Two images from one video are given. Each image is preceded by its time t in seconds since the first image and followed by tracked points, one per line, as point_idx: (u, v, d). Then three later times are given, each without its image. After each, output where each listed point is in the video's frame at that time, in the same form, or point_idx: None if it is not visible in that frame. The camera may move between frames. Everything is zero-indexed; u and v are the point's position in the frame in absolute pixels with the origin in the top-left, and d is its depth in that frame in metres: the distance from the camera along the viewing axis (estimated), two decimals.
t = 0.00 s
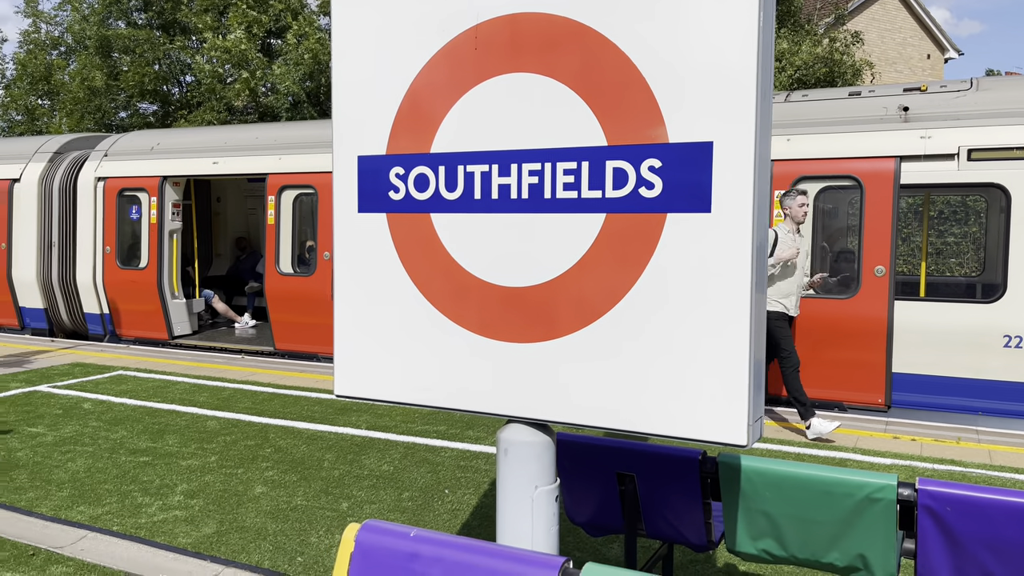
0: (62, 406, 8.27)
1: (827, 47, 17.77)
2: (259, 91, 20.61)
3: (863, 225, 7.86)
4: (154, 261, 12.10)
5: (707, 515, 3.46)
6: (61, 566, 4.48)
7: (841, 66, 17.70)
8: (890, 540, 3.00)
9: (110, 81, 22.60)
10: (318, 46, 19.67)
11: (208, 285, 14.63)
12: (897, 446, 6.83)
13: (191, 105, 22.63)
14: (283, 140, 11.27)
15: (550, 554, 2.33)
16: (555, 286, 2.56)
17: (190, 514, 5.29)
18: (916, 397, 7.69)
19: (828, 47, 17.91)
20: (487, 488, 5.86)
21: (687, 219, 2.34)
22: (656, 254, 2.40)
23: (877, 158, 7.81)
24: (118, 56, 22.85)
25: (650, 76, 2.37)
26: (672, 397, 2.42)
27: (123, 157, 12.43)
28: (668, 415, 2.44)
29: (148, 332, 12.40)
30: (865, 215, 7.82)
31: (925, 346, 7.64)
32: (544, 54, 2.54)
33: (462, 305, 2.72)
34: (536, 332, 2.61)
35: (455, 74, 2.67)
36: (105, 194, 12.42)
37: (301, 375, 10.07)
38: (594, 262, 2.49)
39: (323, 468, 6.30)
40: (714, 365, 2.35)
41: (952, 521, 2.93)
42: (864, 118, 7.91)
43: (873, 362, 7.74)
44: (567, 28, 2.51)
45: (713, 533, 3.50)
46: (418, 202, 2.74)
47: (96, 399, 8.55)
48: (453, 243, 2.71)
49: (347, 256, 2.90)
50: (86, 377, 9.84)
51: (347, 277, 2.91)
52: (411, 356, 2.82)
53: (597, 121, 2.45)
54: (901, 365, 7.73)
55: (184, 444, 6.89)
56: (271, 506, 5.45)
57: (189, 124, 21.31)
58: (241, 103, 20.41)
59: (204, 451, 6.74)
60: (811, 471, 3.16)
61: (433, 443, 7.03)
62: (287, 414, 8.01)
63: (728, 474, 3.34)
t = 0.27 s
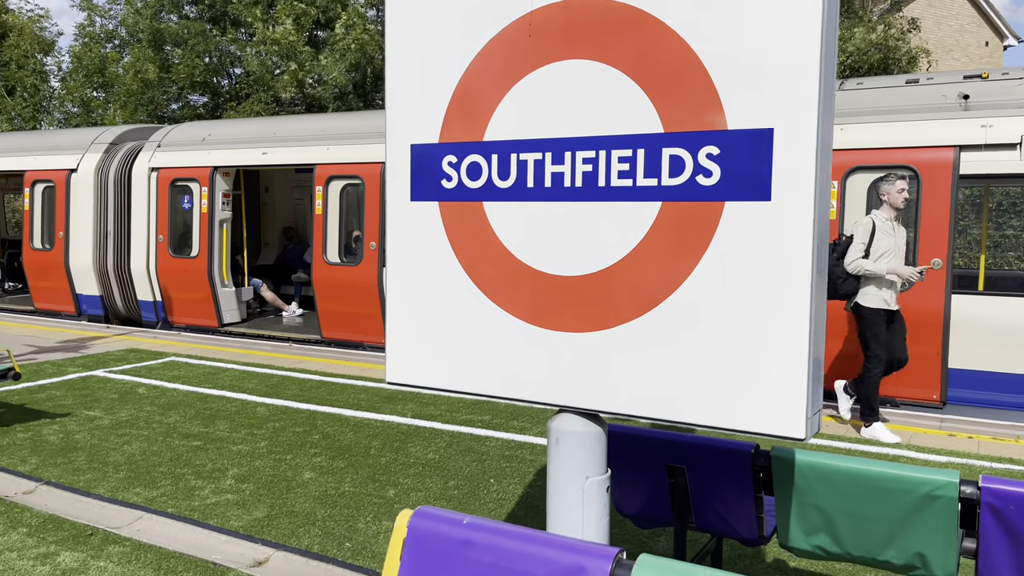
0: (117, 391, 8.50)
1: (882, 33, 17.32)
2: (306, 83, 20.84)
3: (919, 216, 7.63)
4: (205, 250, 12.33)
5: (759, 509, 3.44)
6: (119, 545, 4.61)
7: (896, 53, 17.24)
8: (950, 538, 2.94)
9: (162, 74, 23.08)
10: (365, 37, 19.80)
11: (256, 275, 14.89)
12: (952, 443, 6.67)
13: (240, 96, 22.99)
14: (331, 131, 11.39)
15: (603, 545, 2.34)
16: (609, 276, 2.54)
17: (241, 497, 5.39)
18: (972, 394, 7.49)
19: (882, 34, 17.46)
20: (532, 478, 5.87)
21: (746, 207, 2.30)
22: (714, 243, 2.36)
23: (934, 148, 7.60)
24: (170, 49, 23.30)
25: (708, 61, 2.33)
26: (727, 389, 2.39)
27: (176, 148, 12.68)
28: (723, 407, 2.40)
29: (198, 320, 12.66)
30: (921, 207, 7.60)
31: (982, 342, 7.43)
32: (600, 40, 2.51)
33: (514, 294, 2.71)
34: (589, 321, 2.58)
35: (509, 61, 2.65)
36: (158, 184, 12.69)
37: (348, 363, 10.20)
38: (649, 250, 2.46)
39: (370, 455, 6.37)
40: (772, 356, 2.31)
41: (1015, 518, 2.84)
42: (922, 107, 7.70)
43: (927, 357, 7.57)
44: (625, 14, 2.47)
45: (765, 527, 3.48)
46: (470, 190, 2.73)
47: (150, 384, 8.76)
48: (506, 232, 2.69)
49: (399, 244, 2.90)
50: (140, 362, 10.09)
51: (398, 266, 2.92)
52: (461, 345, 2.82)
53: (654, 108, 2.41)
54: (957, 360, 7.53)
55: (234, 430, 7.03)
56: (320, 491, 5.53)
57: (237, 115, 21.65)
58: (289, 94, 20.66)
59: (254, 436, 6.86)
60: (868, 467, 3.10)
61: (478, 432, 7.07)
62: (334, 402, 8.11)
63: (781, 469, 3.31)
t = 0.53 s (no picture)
0: (181, 374, 8.73)
1: (954, 17, 16.68)
2: (364, 72, 21.03)
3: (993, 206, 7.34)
4: (264, 238, 12.55)
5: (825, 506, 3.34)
6: (184, 524, 4.73)
7: (970, 38, 16.60)
8: None
9: (224, 65, 23.56)
10: (422, 27, 19.87)
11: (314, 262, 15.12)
12: None
13: (299, 86, 23.32)
14: (388, 120, 11.46)
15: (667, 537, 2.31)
16: (675, 264, 2.48)
17: (300, 481, 5.48)
18: None
19: (954, 17, 16.82)
20: (587, 469, 5.83)
21: (821, 194, 2.22)
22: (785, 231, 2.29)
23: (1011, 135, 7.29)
24: (232, 40, 23.76)
25: (782, 43, 2.26)
26: (798, 382, 2.32)
27: (238, 137, 12.92)
28: (793, 400, 2.34)
29: (258, 306, 12.93)
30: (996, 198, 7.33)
31: None
32: (669, 22, 2.45)
33: (576, 282, 2.66)
34: (653, 311, 2.53)
35: (575, 45, 2.61)
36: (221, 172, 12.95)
37: (403, 350, 10.29)
38: (717, 238, 2.40)
39: (425, 442, 6.41)
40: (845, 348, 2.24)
41: None
42: (999, 93, 7.39)
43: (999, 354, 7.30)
44: None
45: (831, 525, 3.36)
46: (532, 176, 2.69)
47: (212, 368, 8.98)
48: (568, 219, 2.64)
49: (459, 230, 2.88)
50: (202, 346, 10.34)
51: (458, 253, 2.90)
52: (521, 334, 2.79)
53: (725, 92, 2.34)
54: None
55: (293, 414, 7.15)
56: (376, 476, 5.59)
57: (296, 105, 21.98)
58: (347, 83, 20.89)
59: (312, 421, 6.97)
60: (942, 465, 3.05)
61: (533, 421, 7.06)
62: (390, 388, 8.19)
63: (850, 465, 3.28)
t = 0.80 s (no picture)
0: (248, 358, 8.94)
1: None
2: (426, 61, 21.15)
3: None
4: (329, 225, 12.74)
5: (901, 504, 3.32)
6: (251, 504, 4.85)
7: None
8: None
9: (290, 55, 24.00)
10: (484, 14, 19.88)
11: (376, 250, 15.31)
12: None
13: (362, 76, 23.59)
14: (450, 109, 11.50)
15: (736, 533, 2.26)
16: (747, 251, 2.40)
17: (362, 465, 5.55)
18: None
19: None
20: (648, 460, 5.77)
21: (904, 179, 2.12)
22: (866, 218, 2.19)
23: None
24: (298, 30, 24.17)
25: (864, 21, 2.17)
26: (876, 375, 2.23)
27: (303, 126, 13.13)
28: (871, 394, 2.25)
29: (322, 293, 13.16)
30: None
31: None
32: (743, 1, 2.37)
33: (642, 270, 2.60)
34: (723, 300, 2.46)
35: (644, 26, 2.55)
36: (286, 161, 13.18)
37: (464, 338, 10.34)
38: (793, 225, 2.31)
39: (485, 429, 6.43)
40: (928, 340, 2.15)
41: None
42: None
43: None
44: None
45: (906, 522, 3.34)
46: (598, 162, 2.64)
47: (277, 353, 9.18)
48: (636, 206, 2.58)
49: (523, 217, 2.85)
50: (268, 331, 10.58)
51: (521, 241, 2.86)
52: (584, 323, 2.74)
53: (801, 74, 2.25)
54: None
55: (356, 399, 7.25)
56: (437, 462, 5.63)
57: (360, 94, 22.25)
58: (409, 72, 21.04)
59: (374, 406, 7.07)
60: None
61: (593, 411, 7.01)
62: (450, 375, 8.25)
63: (927, 462, 3.16)
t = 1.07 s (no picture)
0: (311, 343, 9.10)
1: None
2: (487, 49, 21.14)
3: None
4: (389, 213, 12.86)
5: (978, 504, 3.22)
6: (313, 487, 4.93)
7: None
8: None
9: (353, 45, 24.27)
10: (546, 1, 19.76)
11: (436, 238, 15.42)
12: None
13: (423, 64, 23.71)
14: (510, 96, 11.47)
15: (805, 529, 2.20)
16: (818, 238, 2.31)
17: (421, 451, 5.59)
18: None
19: None
20: (709, 452, 5.67)
21: (991, 162, 2.00)
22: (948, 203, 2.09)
23: None
24: (360, 20, 24.41)
25: None
26: (956, 369, 2.13)
27: (365, 115, 13.26)
28: (950, 388, 2.15)
29: (382, 280, 13.32)
30: None
31: None
32: None
33: (707, 258, 2.53)
34: (792, 289, 2.37)
35: (713, 6, 2.47)
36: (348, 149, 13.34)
37: (522, 326, 10.33)
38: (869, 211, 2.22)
39: (543, 417, 6.41)
40: (1014, 332, 2.03)
41: None
42: None
43: None
44: None
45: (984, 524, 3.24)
46: (663, 146, 2.57)
47: (339, 338, 9.31)
48: (702, 192, 2.51)
49: (584, 203, 2.79)
50: (330, 317, 10.75)
51: (582, 227, 2.81)
52: (647, 311, 2.68)
53: (880, 53, 2.15)
54: None
55: (416, 385, 7.31)
56: (495, 449, 5.64)
57: (421, 83, 22.38)
58: (470, 60, 21.07)
59: (433, 392, 7.11)
60: None
61: (653, 401, 6.92)
62: (508, 363, 8.25)
63: (1007, 460, 3.10)
